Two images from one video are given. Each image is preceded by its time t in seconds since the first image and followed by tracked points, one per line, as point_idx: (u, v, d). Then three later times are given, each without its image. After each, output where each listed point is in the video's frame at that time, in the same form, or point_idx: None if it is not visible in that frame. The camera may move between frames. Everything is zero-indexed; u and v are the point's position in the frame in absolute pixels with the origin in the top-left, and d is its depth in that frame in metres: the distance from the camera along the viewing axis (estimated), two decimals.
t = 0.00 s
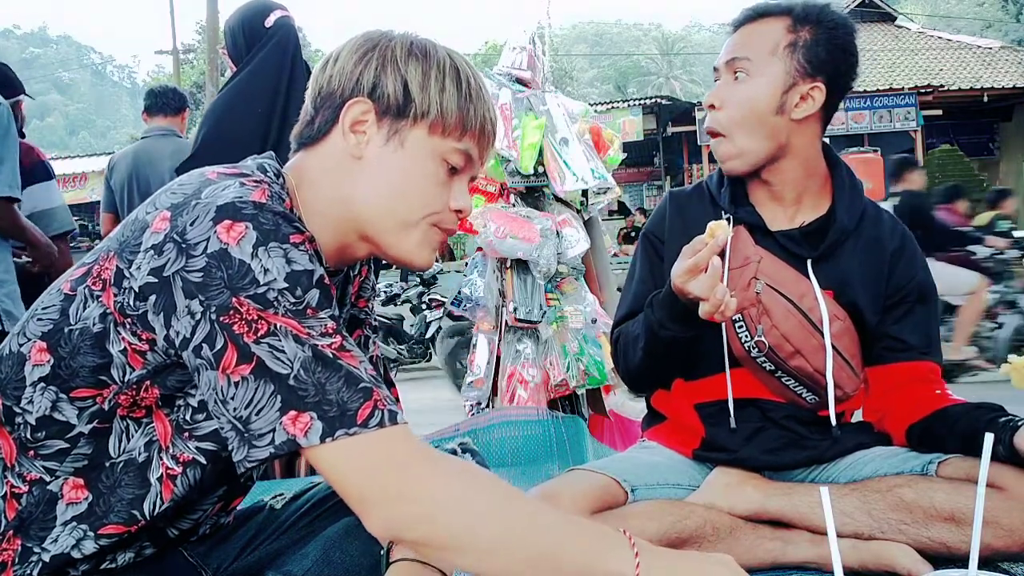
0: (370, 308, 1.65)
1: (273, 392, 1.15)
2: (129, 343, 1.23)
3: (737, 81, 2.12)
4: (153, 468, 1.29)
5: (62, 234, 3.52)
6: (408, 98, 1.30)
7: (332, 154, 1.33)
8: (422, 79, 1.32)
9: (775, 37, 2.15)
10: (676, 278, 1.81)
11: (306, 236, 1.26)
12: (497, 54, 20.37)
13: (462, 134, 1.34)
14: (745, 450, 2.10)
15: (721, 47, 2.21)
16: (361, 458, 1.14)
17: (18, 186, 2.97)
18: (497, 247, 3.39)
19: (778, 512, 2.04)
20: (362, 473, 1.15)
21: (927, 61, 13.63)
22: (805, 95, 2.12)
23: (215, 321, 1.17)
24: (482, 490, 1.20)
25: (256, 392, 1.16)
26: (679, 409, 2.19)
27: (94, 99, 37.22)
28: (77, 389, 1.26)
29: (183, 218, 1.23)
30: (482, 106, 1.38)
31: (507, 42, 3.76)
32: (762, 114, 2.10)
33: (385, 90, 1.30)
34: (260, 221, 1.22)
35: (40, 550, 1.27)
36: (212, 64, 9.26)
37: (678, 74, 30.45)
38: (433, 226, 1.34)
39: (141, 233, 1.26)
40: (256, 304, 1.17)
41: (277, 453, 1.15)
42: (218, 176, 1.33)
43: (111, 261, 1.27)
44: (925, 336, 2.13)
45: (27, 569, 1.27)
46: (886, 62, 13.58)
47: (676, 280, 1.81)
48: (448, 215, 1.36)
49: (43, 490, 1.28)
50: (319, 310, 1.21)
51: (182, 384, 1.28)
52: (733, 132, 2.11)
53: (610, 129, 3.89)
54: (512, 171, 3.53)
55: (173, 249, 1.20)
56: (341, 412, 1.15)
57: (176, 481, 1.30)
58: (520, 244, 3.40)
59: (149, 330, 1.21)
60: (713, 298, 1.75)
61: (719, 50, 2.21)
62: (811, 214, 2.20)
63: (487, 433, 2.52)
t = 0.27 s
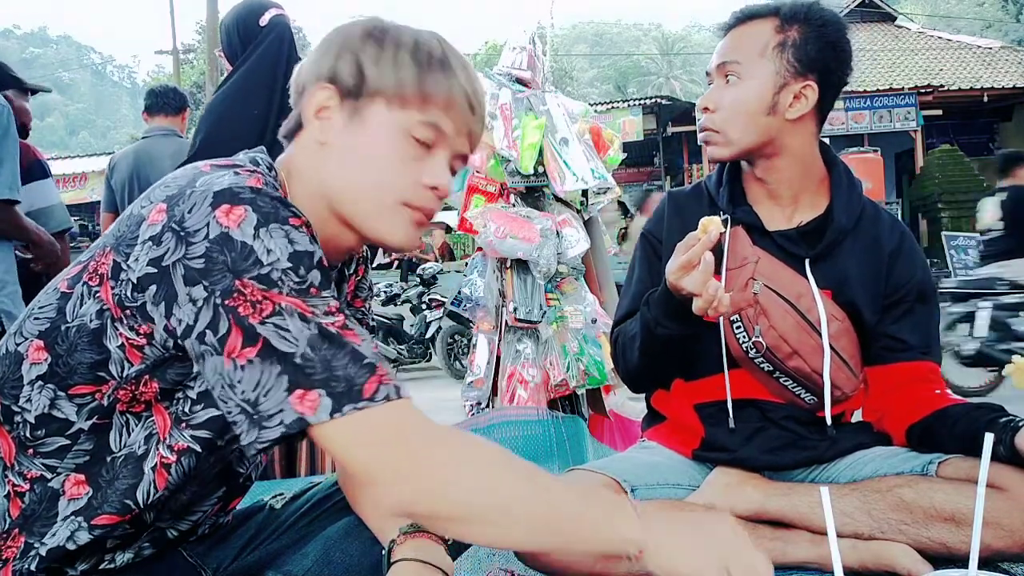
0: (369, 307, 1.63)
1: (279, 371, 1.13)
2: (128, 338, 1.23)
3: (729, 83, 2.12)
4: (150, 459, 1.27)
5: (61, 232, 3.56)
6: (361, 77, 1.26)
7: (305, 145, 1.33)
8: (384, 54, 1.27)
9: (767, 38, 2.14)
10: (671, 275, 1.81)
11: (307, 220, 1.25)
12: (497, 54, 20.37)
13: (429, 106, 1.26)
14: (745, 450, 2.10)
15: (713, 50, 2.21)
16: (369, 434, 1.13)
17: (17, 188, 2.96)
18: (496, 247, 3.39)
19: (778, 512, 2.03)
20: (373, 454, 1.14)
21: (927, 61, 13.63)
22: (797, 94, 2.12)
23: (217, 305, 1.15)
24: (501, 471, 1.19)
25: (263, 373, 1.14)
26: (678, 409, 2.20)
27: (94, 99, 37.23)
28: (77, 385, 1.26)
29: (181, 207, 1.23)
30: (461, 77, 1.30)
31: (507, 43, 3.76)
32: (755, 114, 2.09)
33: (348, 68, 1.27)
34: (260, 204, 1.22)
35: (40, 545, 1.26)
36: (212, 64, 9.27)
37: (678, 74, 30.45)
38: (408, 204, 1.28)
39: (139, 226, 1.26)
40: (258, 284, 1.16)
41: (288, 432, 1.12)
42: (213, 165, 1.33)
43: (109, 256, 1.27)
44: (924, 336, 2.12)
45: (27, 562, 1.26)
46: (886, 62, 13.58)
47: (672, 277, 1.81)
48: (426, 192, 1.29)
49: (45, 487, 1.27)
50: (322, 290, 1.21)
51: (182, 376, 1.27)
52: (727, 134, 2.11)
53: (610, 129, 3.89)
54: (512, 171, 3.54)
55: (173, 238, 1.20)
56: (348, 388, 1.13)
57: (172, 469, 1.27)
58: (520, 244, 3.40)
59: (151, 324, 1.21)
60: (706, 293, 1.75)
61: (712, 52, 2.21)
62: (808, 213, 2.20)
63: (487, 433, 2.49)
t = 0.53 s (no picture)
0: (365, 306, 1.62)
1: (238, 381, 1.10)
2: (105, 341, 1.20)
3: (731, 82, 2.12)
4: (141, 467, 1.26)
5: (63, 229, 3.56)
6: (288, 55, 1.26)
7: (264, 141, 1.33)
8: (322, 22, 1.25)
9: (769, 37, 2.14)
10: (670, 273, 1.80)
11: (277, 223, 1.23)
12: (497, 54, 20.35)
13: (363, 65, 1.22)
14: (745, 449, 2.10)
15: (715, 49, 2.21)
16: (326, 450, 1.09)
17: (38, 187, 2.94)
18: (496, 247, 3.39)
19: (778, 512, 2.03)
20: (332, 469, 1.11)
21: (928, 61, 13.63)
22: (798, 94, 2.11)
23: (183, 312, 1.12)
24: (458, 486, 1.15)
25: (222, 383, 1.11)
26: (678, 409, 2.19)
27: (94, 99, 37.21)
28: (59, 390, 1.25)
29: (152, 209, 1.19)
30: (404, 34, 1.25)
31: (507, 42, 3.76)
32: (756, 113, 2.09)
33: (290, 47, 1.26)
34: (228, 207, 1.19)
35: (31, 553, 1.25)
36: (212, 64, 9.27)
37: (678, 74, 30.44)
38: (353, 170, 1.22)
39: (112, 229, 1.23)
40: (222, 290, 1.12)
41: (244, 444, 1.09)
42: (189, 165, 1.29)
43: (85, 260, 1.24)
44: (923, 336, 2.12)
45: (18, 572, 1.25)
46: (886, 62, 13.58)
47: (671, 275, 1.81)
48: (371, 153, 1.22)
49: (31, 493, 1.26)
50: (288, 297, 1.16)
51: (161, 382, 1.23)
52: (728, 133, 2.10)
53: (610, 129, 3.89)
54: (512, 171, 3.54)
55: (142, 241, 1.17)
56: (306, 400, 1.09)
57: (164, 481, 1.24)
58: (520, 244, 3.39)
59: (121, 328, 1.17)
60: (705, 291, 1.76)
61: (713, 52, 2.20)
62: (807, 212, 2.20)
63: (487, 432, 2.51)
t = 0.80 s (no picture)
0: (368, 303, 1.54)
1: (121, 421, 0.96)
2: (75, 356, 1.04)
3: (740, 82, 2.12)
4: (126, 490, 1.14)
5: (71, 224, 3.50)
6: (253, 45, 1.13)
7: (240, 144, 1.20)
8: None
9: (780, 38, 2.14)
10: (673, 269, 1.80)
11: (224, 240, 1.05)
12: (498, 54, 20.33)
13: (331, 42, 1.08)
14: (745, 449, 2.10)
15: (724, 47, 2.20)
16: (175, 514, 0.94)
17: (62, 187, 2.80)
18: (496, 247, 3.39)
19: (778, 512, 2.04)
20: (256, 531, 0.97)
21: (927, 61, 13.63)
22: (809, 94, 2.12)
23: (96, 338, 0.99)
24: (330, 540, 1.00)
25: (111, 424, 0.96)
26: (678, 408, 2.19)
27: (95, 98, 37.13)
28: (39, 405, 1.14)
29: (102, 220, 1.05)
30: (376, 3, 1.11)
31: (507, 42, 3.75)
32: (767, 115, 2.09)
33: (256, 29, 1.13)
34: (167, 224, 1.02)
35: (25, 563, 1.20)
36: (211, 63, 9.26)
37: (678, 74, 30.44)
38: (331, 165, 1.08)
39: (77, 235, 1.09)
40: (127, 315, 0.97)
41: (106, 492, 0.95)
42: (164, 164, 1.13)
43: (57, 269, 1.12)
44: (922, 336, 2.13)
45: None
46: (886, 62, 13.59)
47: (673, 272, 1.81)
48: (349, 145, 1.08)
49: (21, 506, 1.18)
50: (201, 331, 0.99)
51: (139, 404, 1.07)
52: (738, 133, 2.11)
53: (610, 129, 3.89)
54: (512, 171, 3.54)
55: (89, 255, 1.03)
56: (169, 450, 0.94)
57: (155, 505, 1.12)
58: (520, 244, 3.39)
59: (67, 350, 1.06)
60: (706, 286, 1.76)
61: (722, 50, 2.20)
62: (809, 212, 2.20)
63: (487, 432, 2.52)
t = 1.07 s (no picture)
0: (371, 308, 1.55)
1: None
2: None
3: (781, 86, 2.08)
4: None
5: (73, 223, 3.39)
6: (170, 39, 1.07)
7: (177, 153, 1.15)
8: None
9: (808, 40, 2.12)
10: (674, 273, 1.80)
11: (107, 301, 0.93)
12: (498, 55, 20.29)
13: (256, 24, 1.02)
14: (745, 449, 2.09)
15: (744, 46, 2.14)
16: None
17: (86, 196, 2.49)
18: (496, 247, 3.39)
19: (778, 512, 2.03)
20: None
21: (927, 61, 13.64)
22: (834, 98, 2.16)
23: None
24: None
25: None
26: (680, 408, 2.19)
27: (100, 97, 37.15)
28: None
29: None
30: None
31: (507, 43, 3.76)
32: (807, 120, 2.08)
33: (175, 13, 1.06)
34: (41, 284, 0.89)
35: None
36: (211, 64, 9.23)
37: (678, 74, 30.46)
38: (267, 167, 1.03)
39: None
40: None
41: None
42: (73, 184, 1.02)
43: None
44: (922, 335, 2.14)
45: None
46: (886, 62, 13.59)
47: (674, 276, 1.81)
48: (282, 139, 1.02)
49: None
50: (65, 424, 0.89)
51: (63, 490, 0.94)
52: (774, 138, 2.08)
53: (610, 129, 3.89)
54: (512, 171, 3.54)
55: None
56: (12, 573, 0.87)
57: None
58: (520, 244, 3.39)
59: None
60: (706, 290, 1.76)
61: (748, 49, 2.13)
62: (811, 213, 2.20)
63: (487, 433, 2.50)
